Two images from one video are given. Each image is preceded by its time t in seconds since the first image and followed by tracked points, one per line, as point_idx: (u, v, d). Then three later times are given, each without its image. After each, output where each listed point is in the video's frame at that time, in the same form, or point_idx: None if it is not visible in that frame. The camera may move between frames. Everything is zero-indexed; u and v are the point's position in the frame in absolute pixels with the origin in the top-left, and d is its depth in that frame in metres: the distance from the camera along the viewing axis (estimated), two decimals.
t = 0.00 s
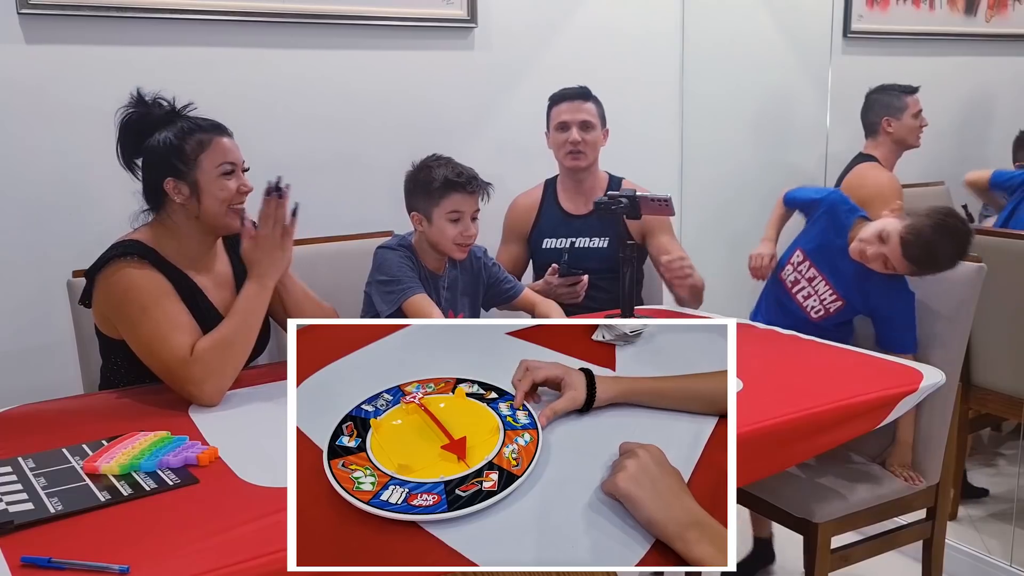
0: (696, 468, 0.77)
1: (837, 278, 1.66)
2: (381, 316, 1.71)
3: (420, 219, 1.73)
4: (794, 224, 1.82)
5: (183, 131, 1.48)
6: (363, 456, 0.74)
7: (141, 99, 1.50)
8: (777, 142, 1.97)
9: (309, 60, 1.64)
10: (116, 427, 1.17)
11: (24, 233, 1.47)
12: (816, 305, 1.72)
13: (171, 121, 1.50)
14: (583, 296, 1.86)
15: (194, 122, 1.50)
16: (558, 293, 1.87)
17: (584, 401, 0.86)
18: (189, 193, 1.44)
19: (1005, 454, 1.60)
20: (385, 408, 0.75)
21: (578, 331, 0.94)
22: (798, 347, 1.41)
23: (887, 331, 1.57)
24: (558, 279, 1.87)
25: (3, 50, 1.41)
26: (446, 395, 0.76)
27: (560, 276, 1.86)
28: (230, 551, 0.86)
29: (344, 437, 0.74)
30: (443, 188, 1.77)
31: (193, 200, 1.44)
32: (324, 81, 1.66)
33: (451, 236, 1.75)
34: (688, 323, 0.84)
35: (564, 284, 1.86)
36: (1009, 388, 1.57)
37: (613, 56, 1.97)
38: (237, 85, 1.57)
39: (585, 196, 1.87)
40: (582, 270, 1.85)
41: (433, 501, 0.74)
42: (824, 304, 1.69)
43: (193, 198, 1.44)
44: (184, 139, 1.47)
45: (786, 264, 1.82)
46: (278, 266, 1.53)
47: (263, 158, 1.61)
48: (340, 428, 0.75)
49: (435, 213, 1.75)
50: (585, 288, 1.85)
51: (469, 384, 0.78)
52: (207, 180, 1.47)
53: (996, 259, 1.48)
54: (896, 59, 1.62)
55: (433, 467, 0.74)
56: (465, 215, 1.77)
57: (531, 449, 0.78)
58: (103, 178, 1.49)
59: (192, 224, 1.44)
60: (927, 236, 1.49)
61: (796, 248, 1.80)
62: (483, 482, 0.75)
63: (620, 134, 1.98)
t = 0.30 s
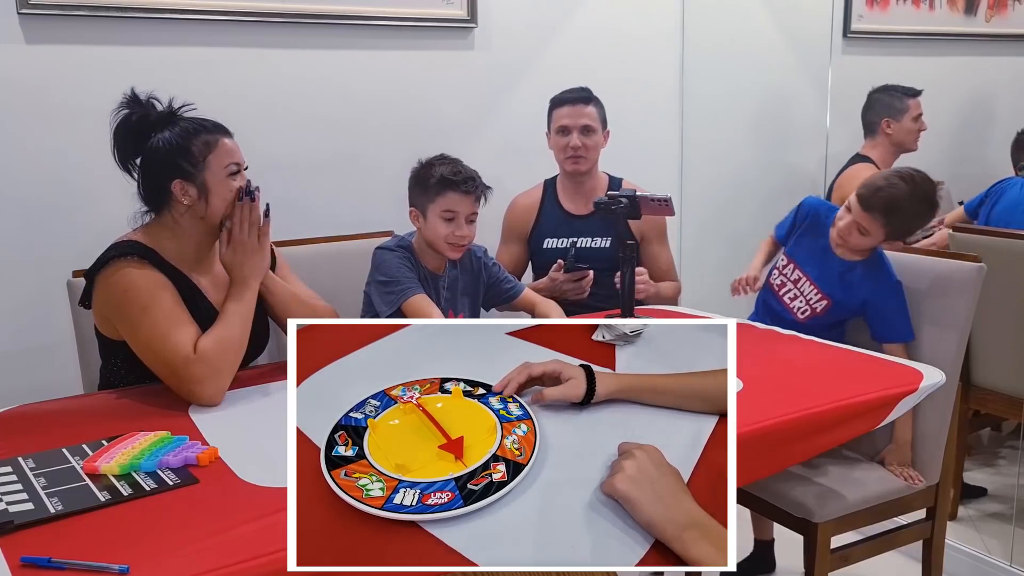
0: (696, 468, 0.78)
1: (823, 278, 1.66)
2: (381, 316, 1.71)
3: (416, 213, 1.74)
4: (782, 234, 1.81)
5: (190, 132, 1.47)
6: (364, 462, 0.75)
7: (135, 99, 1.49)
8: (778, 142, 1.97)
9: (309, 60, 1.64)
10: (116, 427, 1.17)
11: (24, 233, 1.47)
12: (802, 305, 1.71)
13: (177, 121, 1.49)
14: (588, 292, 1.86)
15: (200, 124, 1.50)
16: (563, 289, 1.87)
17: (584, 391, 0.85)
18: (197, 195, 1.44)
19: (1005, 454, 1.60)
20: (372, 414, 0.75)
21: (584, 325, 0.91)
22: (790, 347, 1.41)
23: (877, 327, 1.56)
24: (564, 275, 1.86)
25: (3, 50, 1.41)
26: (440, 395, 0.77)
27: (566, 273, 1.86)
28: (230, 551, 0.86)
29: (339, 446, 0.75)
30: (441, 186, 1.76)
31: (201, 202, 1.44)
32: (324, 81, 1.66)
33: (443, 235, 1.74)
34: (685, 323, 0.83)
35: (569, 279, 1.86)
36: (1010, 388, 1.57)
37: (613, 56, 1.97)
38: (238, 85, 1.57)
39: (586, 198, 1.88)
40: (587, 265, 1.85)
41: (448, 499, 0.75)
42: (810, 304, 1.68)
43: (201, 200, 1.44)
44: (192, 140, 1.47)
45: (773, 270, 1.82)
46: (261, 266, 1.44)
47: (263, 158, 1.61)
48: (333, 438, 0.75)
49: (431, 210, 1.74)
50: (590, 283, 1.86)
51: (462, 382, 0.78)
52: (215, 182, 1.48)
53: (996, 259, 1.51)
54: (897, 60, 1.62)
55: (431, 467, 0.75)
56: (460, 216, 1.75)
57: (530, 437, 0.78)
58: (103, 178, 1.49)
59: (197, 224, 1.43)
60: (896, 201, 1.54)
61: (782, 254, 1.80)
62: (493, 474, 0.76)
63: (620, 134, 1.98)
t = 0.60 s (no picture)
0: (696, 468, 0.78)
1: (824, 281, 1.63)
2: (381, 316, 1.66)
3: (414, 207, 1.73)
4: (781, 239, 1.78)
5: (185, 133, 1.45)
6: (365, 462, 0.75)
7: (131, 97, 1.49)
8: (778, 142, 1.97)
9: (309, 60, 1.64)
10: (116, 427, 1.17)
11: (23, 233, 1.47)
12: (803, 306, 1.69)
13: (172, 121, 1.47)
14: (583, 296, 1.85)
15: (197, 125, 1.48)
16: (557, 293, 1.85)
17: (583, 398, 0.86)
18: (193, 196, 1.42)
19: (1005, 454, 1.60)
20: (373, 414, 0.75)
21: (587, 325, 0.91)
22: (792, 348, 1.41)
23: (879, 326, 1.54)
24: (557, 279, 1.85)
25: (3, 50, 1.41)
26: (440, 395, 0.77)
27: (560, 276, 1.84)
28: (230, 551, 0.86)
29: (339, 446, 0.75)
30: (437, 179, 1.74)
31: (197, 203, 1.42)
32: (324, 81, 1.66)
33: (435, 229, 1.70)
34: (686, 324, 0.83)
35: (562, 283, 1.84)
36: (1009, 388, 1.57)
37: (613, 56, 1.97)
38: (238, 85, 1.57)
39: (584, 199, 1.85)
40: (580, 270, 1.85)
41: (448, 498, 0.75)
42: (811, 306, 1.66)
43: (196, 201, 1.42)
44: (188, 140, 1.45)
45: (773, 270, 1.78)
46: (255, 269, 1.40)
47: (263, 159, 1.61)
48: (334, 439, 0.75)
49: (426, 203, 1.72)
50: (585, 287, 1.84)
51: (462, 382, 0.77)
52: (210, 183, 1.46)
53: (996, 258, 1.50)
54: (897, 60, 1.63)
55: (434, 466, 0.75)
56: (454, 210, 1.72)
57: (531, 437, 0.79)
58: (103, 179, 1.49)
59: (194, 226, 1.42)
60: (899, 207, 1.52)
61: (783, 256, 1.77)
62: (493, 473, 0.77)
63: (620, 134, 1.98)
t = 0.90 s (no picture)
0: (696, 469, 0.78)
1: (834, 287, 1.59)
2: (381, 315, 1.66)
3: (414, 206, 1.72)
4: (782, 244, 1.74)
5: (180, 130, 1.46)
6: (359, 435, 0.75)
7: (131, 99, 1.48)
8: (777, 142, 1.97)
9: (309, 60, 1.64)
10: (116, 427, 1.17)
11: (23, 233, 1.47)
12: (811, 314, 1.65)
13: (169, 120, 1.48)
14: (579, 302, 1.86)
15: (192, 121, 1.48)
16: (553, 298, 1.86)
17: (600, 410, 0.85)
18: (188, 193, 1.43)
19: (1005, 454, 1.60)
20: (413, 396, 0.76)
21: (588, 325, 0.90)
22: (797, 348, 1.40)
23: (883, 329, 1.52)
24: (555, 285, 1.86)
25: (3, 50, 1.41)
26: (444, 395, 0.77)
27: (553, 283, 1.86)
28: (230, 550, 0.86)
29: (355, 414, 0.75)
30: (437, 178, 1.72)
31: (191, 200, 1.42)
32: (324, 80, 1.66)
33: (436, 227, 1.69)
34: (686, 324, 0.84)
35: (560, 290, 1.85)
36: (1010, 388, 1.57)
37: (613, 56, 1.97)
38: (238, 85, 1.57)
39: (584, 202, 1.84)
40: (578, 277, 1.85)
41: (391, 497, 0.75)
42: (820, 313, 1.63)
43: (191, 198, 1.42)
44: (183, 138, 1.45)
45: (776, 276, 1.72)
46: (254, 265, 1.41)
47: (263, 159, 1.61)
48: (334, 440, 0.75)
49: (427, 202, 1.71)
50: (580, 294, 1.85)
51: (456, 381, 0.78)
52: (206, 180, 1.45)
53: (995, 259, 1.53)
54: (897, 60, 1.63)
55: (432, 466, 0.75)
56: (454, 209, 1.70)
57: (512, 473, 0.77)
58: (103, 179, 1.49)
59: (191, 223, 1.42)
60: (908, 213, 1.48)
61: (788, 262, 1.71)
62: (444, 493, 0.76)
63: (620, 134, 1.98)
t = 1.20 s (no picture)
0: (696, 470, 0.78)
1: (847, 292, 1.61)
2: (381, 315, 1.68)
3: (414, 206, 1.74)
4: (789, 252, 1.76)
5: (162, 130, 1.48)
6: (359, 439, 0.75)
7: (130, 101, 1.49)
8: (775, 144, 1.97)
9: (309, 60, 1.64)
10: (116, 428, 1.17)
11: (25, 233, 1.47)
12: (828, 321, 1.66)
13: (154, 122, 1.50)
14: (584, 306, 1.87)
15: (173, 120, 1.49)
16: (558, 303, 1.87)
17: (596, 405, 0.87)
18: (169, 192, 1.44)
19: (1005, 454, 1.60)
20: (404, 396, 0.75)
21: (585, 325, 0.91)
22: (796, 348, 1.41)
23: (900, 328, 1.52)
24: (559, 289, 1.87)
25: (3, 50, 1.41)
26: (443, 395, 0.77)
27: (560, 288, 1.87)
28: (230, 550, 0.86)
29: (350, 418, 0.75)
30: (441, 179, 1.76)
31: (173, 200, 1.44)
32: (324, 80, 1.66)
33: (439, 227, 1.73)
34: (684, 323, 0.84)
35: (564, 295, 1.87)
36: (1009, 388, 1.57)
37: (613, 56, 1.96)
38: (238, 85, 1.57)
39: (585, 207, 1.86)
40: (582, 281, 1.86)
41: (399, 498, 0.72)
42: (837, 320, 1.64)
43: (173, 198, 1.44)
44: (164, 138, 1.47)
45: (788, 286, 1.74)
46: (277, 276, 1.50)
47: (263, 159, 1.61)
48: (335, 446, 0.75)
49: (428, 202, 1.74)
50: (586, 298, 1.87)
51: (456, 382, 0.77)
52: (187, 178, 1.46)
53: (995, 259, 1.50)
54: (897, 60, 1.63)
55: (435, 465, 0.73)
56: (457, 208, 1.75)
57: (518, 467, 0.77)
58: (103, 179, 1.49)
59: (179, 223, 1.43)
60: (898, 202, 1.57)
61: (799, 273, 1.73)
62: (454, 491, 0.72)
63: (621, 135, 1.98)
